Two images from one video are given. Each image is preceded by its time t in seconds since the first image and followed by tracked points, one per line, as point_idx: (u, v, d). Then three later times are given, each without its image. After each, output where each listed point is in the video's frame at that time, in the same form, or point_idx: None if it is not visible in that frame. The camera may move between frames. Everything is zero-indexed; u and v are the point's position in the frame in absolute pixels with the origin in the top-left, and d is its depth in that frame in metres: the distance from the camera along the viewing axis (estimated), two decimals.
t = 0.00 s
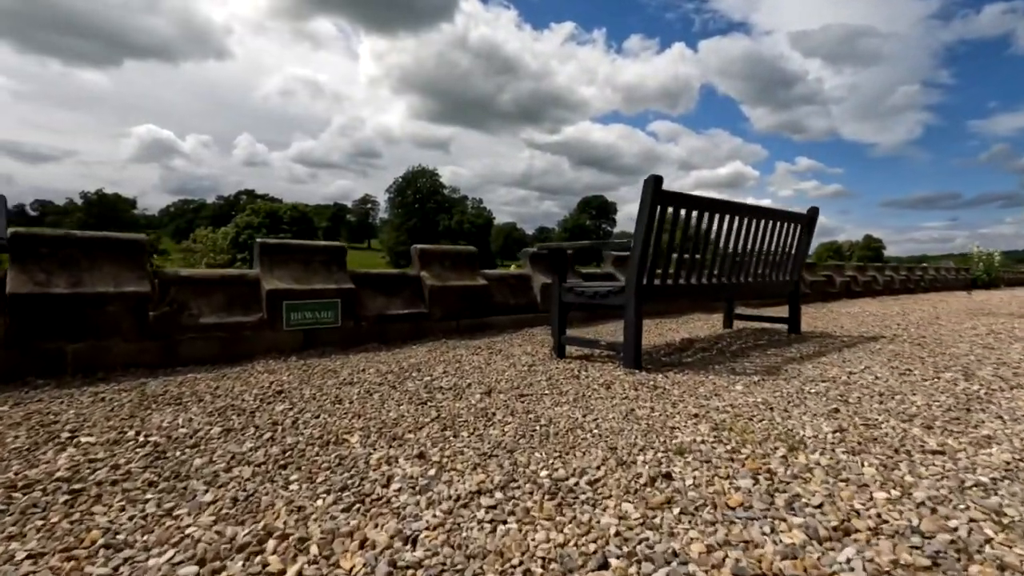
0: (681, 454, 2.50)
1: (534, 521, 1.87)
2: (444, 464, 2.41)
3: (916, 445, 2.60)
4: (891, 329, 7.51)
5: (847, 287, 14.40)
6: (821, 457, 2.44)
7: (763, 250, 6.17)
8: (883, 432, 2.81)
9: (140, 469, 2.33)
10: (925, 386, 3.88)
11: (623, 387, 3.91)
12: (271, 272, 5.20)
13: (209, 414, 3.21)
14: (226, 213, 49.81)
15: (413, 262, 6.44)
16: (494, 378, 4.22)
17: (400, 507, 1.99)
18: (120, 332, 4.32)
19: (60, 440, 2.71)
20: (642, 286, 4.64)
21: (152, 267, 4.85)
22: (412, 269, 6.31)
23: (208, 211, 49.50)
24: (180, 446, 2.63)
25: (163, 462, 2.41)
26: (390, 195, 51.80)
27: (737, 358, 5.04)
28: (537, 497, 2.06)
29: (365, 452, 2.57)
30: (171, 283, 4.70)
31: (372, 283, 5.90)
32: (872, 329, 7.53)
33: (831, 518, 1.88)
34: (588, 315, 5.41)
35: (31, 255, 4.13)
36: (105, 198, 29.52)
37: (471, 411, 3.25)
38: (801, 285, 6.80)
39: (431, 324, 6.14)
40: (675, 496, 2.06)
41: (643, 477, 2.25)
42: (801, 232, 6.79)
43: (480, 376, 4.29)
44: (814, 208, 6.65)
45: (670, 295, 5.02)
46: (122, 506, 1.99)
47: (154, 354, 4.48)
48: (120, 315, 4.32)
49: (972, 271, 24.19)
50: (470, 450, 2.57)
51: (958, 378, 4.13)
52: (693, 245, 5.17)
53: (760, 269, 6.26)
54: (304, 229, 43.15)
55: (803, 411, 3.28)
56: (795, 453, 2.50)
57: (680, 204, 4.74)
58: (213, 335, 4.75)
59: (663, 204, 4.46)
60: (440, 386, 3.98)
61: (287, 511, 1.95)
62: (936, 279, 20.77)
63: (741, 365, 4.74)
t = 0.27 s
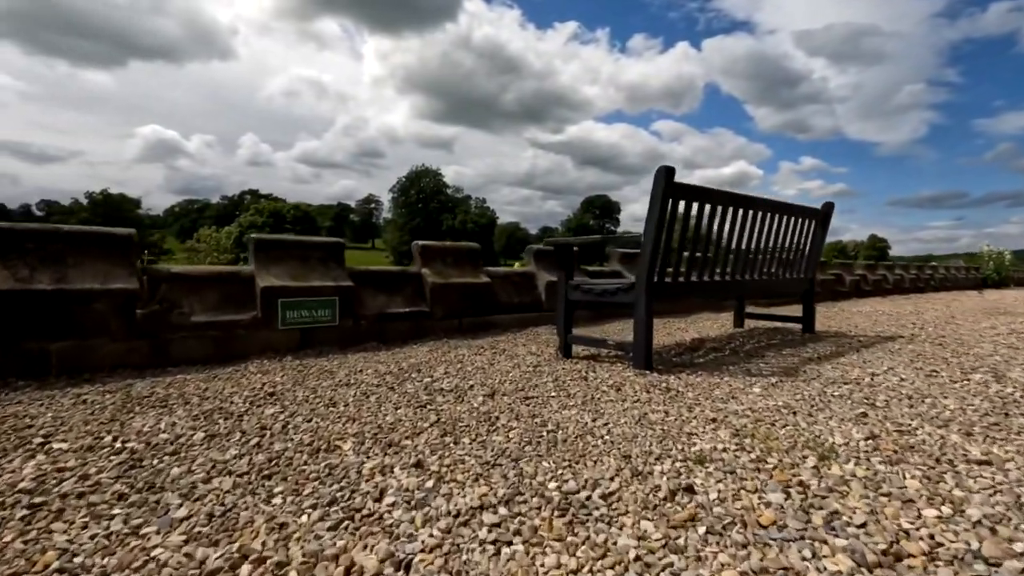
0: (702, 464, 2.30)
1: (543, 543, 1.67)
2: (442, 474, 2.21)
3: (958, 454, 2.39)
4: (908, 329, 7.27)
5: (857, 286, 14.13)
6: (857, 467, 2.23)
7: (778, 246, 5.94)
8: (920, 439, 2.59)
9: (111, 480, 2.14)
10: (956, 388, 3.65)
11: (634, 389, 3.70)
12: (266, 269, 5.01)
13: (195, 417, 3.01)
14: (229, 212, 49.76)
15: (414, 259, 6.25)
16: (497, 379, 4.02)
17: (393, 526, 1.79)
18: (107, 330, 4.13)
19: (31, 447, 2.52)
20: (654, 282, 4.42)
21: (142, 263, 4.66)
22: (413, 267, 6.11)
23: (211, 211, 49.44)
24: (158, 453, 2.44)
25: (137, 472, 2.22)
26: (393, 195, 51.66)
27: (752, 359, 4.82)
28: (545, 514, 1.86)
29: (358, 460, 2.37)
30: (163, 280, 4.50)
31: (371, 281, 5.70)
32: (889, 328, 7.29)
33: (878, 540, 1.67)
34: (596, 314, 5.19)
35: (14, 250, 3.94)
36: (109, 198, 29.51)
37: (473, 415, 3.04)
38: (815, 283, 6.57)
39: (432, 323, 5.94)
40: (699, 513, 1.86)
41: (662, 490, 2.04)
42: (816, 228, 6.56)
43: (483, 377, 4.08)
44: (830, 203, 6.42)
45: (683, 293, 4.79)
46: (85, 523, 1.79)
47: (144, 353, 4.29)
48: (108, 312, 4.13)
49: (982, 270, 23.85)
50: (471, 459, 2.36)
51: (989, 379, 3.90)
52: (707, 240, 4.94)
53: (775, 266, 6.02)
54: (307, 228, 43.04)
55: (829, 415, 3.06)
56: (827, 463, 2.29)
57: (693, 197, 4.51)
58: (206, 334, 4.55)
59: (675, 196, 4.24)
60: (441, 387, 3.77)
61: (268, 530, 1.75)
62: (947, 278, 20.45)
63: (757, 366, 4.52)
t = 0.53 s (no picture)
0: (723, 486, 2.09)
1: None
2: (438, 497, 2.02)
3: (1004, 474, 2.18)
4: (924, 331, 7.04)
5: (866, 286, 13.89)
6: (895, 490, 2.02)
7: (791, 246, 5.72)
8: (960, 456, 2.38)
9: (74, 503, 1.95)
10: (987, 397, 3.44)
11: (644, 397, 3.50)
12: (259, 269, 4.81)
13: (176, 429, 2.82)
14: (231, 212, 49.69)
15: (414, 259, 6.05)
16: (499, 386, 3.81)
17: (381, 562, 1.60)
18: (91, 335, 3.94)
19: None
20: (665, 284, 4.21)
21: (129, 264, 4.47)
22: (413, 267, 5.92)
23: (213, 211, 49.33)
24: (130, 472, 2.24)
25: (104, 494, 2.03)
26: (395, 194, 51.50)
27: (765, 364, 4.61)
28: (552, 547, 1.67)
29: (347, 479, 2.18)
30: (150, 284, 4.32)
31: (369, 282, 5.51)
32: (904, 330, 7.06)
33: None
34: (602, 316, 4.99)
35: None
36: (113, 198, 29.43)
37: (473, 427, 2.85)
38: (828, 284, 6.35)
39: (432, 325, 5.75)
40: (724, 546, 1.66)
41: (682, 517, 1.84)
42: (830, 227, 6.34)
43: (484, 384, 3.89)
44: (844, 201, 6.20)
45: (695, 295, 4.57)
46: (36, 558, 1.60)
47: (130, 358, 4.10)
48: (92, 316, 3.94)
49: (991, 270, 23.56)
50: (470, 478, 2.17)
51: (1020, 387, 3.69)
52: (719, 239, 4.73)
53: (788, 266, 5.81)
54: (309, 228, 42.91)
55: (855, 427, 2.86)
56: (862, 484, 2.09)
57: (706, 194, 4.29)
58: (196, 338, 4.36)
59: (687, 193, 4.04)
60: (440, 395, 3.57)
61: (241, 566, 1.57)
62: (956, 277, 20.18)
63: (772, 371, 4.31)
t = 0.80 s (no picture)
0: (749, 512, 1.90)
1: None
2: (435, 524, 1.84)
3: None
4: (939, 333, 6.83)
5: (874, 287, 13.66)
6: (940, 517, 1.83)
7: (804, 246, 5.52)
8: (1004, 475, 2.19)
9: (30, 532, 1.76)
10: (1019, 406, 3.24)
11: (655, 406, 3.31)
12: (252, 271, 4.62)
13: (156, 442, 2.64)
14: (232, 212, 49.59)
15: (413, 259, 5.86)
16: (501, 394, 3.62)
17: None
18: (74, 340, 3.77)
19: None
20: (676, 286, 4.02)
21: (115, 265, 4.29)
22: (412, 268, 5.73)
23: (215, 211, 49.21)
24: (98, 493, 2.06)
25: (66, 519, 1.84)
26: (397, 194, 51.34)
27: (779, 369, 4.41)
28: None
29: (335, 502, 1.99)
30: (137, 286, 4.14)
31: (367, 283, 5.32)
32: (919, 333, 6.85)
33: None
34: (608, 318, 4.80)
35: None
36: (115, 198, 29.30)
37: (473, 440, 2.66)
38: (842, 285, 6.15)
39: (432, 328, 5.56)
40: None
41: (705, 550, 1.65)
42: (843, 227, 6.13)
43: (485, 391, 3.70)
44: (858, 199, 6.00)
45: (707, 297, 4.38)
46: None
47: (115, 364, 3.93)
48: (75, 320, 3.76)
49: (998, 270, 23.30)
50: (469, 502, 1.98)
51: None
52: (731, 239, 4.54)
53: (801, 267, 5.60)
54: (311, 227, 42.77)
55: (884, 441, 2.66)
56: (901, 509, 1.89)
57: (718, 191, 4.09)
58: (184, 343, 4.19)
59: (698, 190, 3.84)
60: (439, 404, 3.38)
61: None
62: (963, 277, 19.93)
63: (787, 377, 4.12)
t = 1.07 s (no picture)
0: (765, 540, 1.74)
1: None
2: (421, 554, 1.68)
3: None
4: (951, 336, 6.64)
5: (880, 288, 13.47)
6: (976, 547, 1.66)
7: (813, 247, 5.34)
8: None
9: None
10: None
11: (659, 416, 3.14)
12: (241, 273, 4.47)
13: (129, 456, 2.48)
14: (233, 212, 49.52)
15: (409, 261, 5.70)
16: (499, 402, 3.46)
17: None
18: (53, 345, 3.61)
19: None
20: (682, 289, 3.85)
21: (98, 267, 4.13)
22: (408, 269, 5.57)
23: (216, 211, 49.10)
24: (57, 516, 1.90)
25: (16, 550, 1.70)
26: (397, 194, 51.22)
27: (788, 375, 4.25)
28: None
29: (314, 529, 1.83)
30: (120, 289, 3.98)
31: (361, 286, 5.16)
32: (930, 336, 6.67)
33: None
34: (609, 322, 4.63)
35: None
36: (115, 199, 29.19)
37: (467, 454, 2.50)
38: (851, 287, 5.97)
39: (429, 332, 5.40)
40: None
41: None
42: (852, 227, 5.95)
43: (482, 399, 3.53)
44: (867, 198, 5.83)
45: (713, 300, 4.21)
46: None
47: (97, 370, 3.77)
48: (54, 326, 3.61)
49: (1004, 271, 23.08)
50: (460, 528, 1.83)
51: None
52: (738, 240, 4.37)
53: (809, 269, 5.43)
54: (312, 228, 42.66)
55: (906, 456, 2.49)
56: (933, 537, 1.73)
57: (725, 190, 3.93)
58: (170, 348, 4.03)
59: (704, 189, 3.68)
60: (433, 413, 3.22)
61: None
62: (969, 278, 19.72)
63: (796, 384, 3.95)
